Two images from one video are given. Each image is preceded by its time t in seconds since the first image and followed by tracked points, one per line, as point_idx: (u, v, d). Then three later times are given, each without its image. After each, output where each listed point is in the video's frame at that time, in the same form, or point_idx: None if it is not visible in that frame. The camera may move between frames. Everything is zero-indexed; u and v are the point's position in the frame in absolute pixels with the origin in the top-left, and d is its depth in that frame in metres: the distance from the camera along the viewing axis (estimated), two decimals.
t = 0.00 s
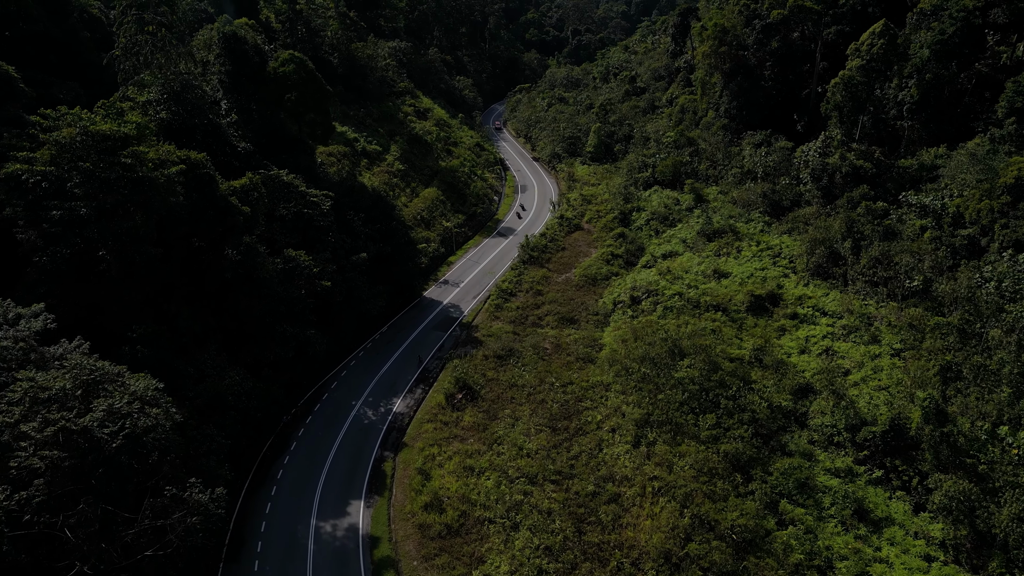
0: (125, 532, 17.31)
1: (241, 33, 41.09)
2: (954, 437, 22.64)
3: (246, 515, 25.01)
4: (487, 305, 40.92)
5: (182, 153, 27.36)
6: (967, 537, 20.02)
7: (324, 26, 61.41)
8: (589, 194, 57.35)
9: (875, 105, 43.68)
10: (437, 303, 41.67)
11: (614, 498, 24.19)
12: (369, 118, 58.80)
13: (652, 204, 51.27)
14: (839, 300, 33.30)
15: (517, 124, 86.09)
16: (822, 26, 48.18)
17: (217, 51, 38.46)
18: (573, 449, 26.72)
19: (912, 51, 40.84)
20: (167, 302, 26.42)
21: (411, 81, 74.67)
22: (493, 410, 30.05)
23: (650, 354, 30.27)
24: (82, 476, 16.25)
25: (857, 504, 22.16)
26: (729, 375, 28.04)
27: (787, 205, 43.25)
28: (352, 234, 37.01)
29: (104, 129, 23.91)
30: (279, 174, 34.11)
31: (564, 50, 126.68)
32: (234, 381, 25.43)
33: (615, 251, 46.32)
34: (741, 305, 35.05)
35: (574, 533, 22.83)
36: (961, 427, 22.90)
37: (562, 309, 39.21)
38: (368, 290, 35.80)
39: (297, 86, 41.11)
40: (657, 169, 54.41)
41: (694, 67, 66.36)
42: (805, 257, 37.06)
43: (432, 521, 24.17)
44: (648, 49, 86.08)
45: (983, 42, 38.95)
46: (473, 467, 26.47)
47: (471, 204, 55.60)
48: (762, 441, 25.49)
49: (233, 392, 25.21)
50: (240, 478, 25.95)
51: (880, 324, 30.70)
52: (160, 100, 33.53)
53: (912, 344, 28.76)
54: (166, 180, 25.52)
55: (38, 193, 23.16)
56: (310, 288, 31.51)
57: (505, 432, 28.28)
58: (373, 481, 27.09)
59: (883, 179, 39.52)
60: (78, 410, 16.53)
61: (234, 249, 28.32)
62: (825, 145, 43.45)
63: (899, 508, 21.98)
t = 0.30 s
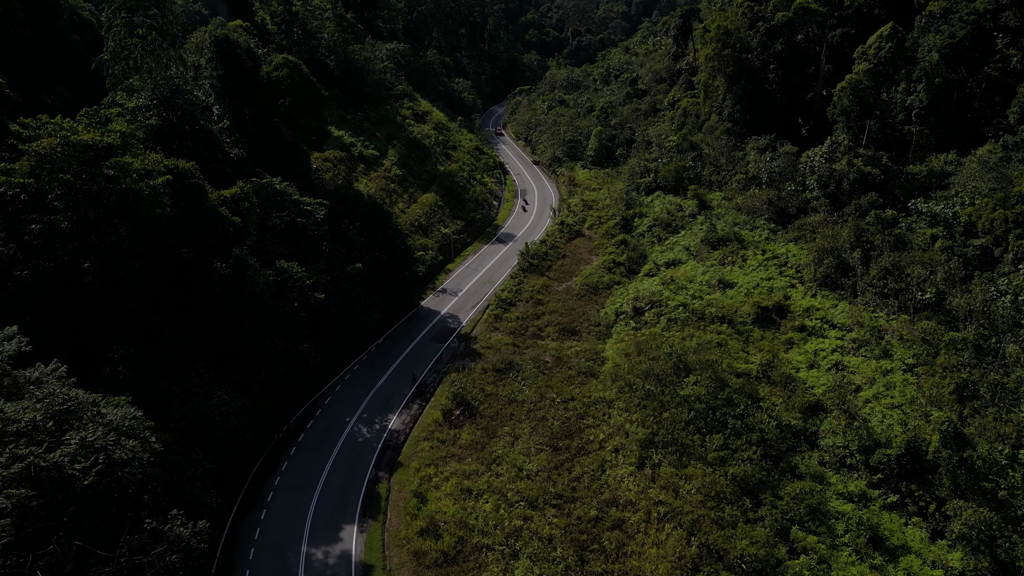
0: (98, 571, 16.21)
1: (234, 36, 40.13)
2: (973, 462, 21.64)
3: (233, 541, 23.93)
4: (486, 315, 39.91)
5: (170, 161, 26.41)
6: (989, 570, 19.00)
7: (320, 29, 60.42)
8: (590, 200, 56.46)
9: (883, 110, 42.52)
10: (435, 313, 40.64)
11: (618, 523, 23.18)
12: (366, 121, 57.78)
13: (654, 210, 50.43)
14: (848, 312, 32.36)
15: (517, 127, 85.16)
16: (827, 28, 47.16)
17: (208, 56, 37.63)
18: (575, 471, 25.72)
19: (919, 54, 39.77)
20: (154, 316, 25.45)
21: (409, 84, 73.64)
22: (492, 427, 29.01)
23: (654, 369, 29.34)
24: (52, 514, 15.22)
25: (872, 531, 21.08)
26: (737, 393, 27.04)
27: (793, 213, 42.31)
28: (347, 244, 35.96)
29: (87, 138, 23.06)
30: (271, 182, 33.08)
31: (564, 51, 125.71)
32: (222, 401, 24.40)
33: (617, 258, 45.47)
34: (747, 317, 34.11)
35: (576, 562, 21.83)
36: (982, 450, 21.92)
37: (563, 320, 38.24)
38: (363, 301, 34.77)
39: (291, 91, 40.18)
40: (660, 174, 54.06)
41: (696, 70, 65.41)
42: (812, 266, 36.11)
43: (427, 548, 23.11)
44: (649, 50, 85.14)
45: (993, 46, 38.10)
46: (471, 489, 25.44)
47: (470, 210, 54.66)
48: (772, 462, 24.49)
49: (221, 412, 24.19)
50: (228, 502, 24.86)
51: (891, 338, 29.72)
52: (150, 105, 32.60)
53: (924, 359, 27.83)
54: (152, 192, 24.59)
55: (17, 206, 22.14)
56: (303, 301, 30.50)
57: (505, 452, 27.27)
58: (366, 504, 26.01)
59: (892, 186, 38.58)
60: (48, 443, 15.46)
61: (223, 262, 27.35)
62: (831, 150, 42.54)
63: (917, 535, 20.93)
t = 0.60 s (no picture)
0: None
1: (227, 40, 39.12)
2: (995, 489, 20.64)
3: (220, 568, 22.86)
4: (485, 326, 38.89)
5: (157, 171, 25.52)
6: None
7: (316, 31, 59.49)
8: (591, 205, 55.55)
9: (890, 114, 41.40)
10: (433, 324, 39.61)
11: (622, 551, 22.13)
12: (364, 125, 56.79)
13: (656, 216, 49.57)
14: (857, 325, 31.39)
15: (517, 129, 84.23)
16: (833, 30, 46.40)
17: (200, 60, 36.51)
18: (577, 494, 24.74)
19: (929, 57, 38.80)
20: (139, 332, 24.32)
21: (407, 87, 72.68)
22: (491, 446, 28.00)
23: (658, 386, 28.38)
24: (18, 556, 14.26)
25: (889, 561, 20.02)
26: (745, 412, 26.01)
27: (799, 220, 41.32)
28: (342, 254, 34.94)
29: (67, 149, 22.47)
30: (263, 190, 32.09)
31: (564, 52, 124.69)
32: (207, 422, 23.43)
33: (619, 266, 44.61)
34: (753, 330, 33.13)
35: None
36: (1004, 476, 20.90)
37: (564, 331, 37.26)
38: (359, 313, 33.76)
39: (284, 96, 39.02)
40: (662, 180, 53.25)
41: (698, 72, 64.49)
42: (820, 277, 35.12)
43: None
44: (650, 52, 84.25)
45: (1001, 49, 37.36)
46: (469, 513, 24.41)
47: (469, 216, 53.70)
48: (782, 486, 23.46)
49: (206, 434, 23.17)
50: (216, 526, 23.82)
51: (904, 353, 28.70)
52: (139, 111, 31.68)
53: (938, 375, 26.86)
54: (136, 204, 23.62)
55: None
56: (295, 314, 29.48)
57: (503, 473, 26.27)
58: (359, 529, 24.95)
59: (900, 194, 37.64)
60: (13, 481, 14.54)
61: (211, 276, 26.23)
62: (837, 156, 41.59)
63: (936, 566, 19.87)
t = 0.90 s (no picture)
0: None
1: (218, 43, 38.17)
2: (1019, 518, 19.63)
3: None
4: (484, 337, 37.94)
5: (142, 181, 24.51)
6: None
7: (312, 33, 58.48)
8: (593, 211, 54.64)
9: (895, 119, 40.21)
10: (430, 335, 38.61)
11: None
12: (360, 129, 55.76)
13: (659, 223, 48.68)
14: (868, 339, 30.41)
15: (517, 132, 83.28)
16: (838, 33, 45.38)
17: (191, 65, 35.58)
18: (579, 519, 23.76)
19: (937, 62, 38.09)
20: (123, 350, 23.28)
21: (405, 89, 71.70)
22: (489, 466, 27.00)
23: (662, 403, 27.41)
24: None
25: None
26: (754, 432, 25.01)
27: (806, 229, 40.34)
28: (337, 264, 33.97)
29: (45, 161, 21.18)
30: (255, 200, 31.08)
31: (564, 53, 123.80)
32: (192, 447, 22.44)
33: (621, 274, 43.69)
34: (760, 343, 32.14)
35: None
36: None
37: (565, 343, 36.29)
38: (354, 326, 32.76)
39: (277, 101, 37.99)
40: (665, 185, 52.25)
41: (700, 75, 63.51)
42: (828, 287, 34.14)
43: None
44: (651, 54, 83.33)
45: (1013, 52, 36.24)
46: (466, 539, 23.41)
47: (468, 221, 52.77)
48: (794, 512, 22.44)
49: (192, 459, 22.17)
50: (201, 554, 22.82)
51: (916, 368, 27.75)
52: (127, 117, 30.58)
53: (953, 393, 25.89)
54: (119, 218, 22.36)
55: None
56: (287, 329, 28.45)
57: (503, 496, 25.31)
58: (352, 555, 23.94)
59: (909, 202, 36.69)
60: None
61: (197, 291, 25.18)
62: (844, 162, 40.61)
63: None
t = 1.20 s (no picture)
0: None
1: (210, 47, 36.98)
2: None
3: None
4: (482, 349, 36.94)
5: (126, 193, 23.52)
6: None
7: (308, 35, 57.49)
8: (594, 217, 53.71)
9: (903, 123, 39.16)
10: (427, 347, 37.62)
11: None
12: (357, 133, 54.78)
13: (661, 229, 47.76)
14: (878, 354, 29.39)
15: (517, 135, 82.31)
16: (844, 36, 44.31)
17: (181, 69, 34.44)
18: (581, 546, 22.78)
19: (947, 66, 36.80)
20: (107, 369, 22.05)
21: (404, 92, 70.74)
22: (488, 488, 26.02)
23: (667, 423, 26.46)
24: None
25: None
26: (763, 454, 24.03)
27: (812, 237, 39.32)
28: (331, 276, 32.99)
29: (21, 175, 20.12)
30: (247, 210, 30.13)
31: (564, 55, 122.96)
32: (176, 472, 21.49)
33: (624, 283, 42.75)
34: (767, 356, 31.17)
35: None
36: None
37: (566, 355, 35.29)
38: (348, 339, 31.75)
39: (269, 107, 37.46)
40: (667, 191, 51.33)
41: (703, 78, 62.52)
42: (837, 298, 33.14)
43: None
44: (653, 55, 82.41)
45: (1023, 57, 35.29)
46: (464, 567, 22.41)
47: (467, 228, 51.81)
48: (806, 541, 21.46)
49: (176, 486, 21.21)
50: None
51: (930, 385, 26.77)
52: (115, 124, 29.49)
53: (969, 413, 24.87)
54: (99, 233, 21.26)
55: None
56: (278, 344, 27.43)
57: (501, 520, 24.31)
58: None
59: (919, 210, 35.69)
60: None
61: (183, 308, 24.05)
62: (851, 168, 39.62)
63: None
